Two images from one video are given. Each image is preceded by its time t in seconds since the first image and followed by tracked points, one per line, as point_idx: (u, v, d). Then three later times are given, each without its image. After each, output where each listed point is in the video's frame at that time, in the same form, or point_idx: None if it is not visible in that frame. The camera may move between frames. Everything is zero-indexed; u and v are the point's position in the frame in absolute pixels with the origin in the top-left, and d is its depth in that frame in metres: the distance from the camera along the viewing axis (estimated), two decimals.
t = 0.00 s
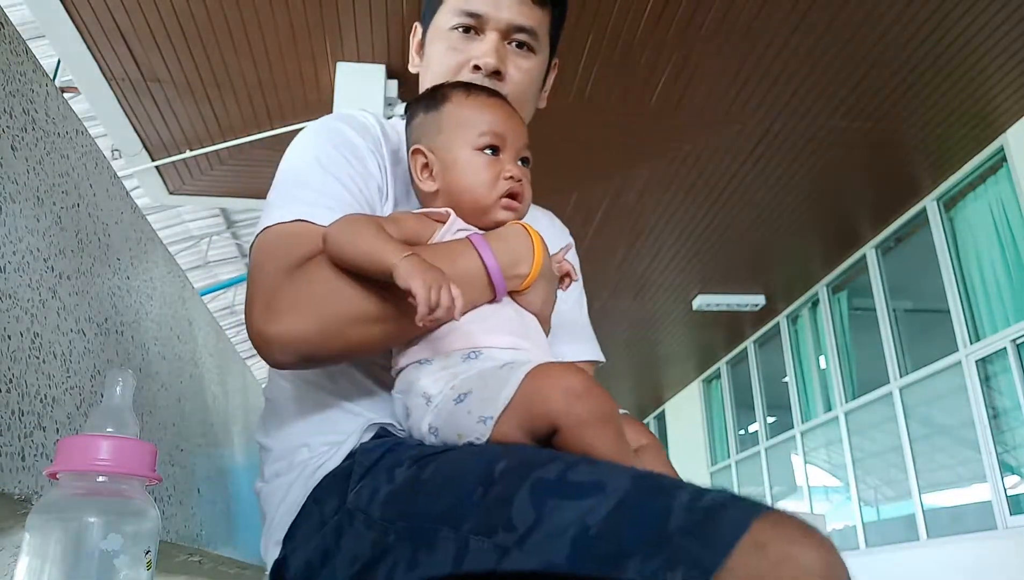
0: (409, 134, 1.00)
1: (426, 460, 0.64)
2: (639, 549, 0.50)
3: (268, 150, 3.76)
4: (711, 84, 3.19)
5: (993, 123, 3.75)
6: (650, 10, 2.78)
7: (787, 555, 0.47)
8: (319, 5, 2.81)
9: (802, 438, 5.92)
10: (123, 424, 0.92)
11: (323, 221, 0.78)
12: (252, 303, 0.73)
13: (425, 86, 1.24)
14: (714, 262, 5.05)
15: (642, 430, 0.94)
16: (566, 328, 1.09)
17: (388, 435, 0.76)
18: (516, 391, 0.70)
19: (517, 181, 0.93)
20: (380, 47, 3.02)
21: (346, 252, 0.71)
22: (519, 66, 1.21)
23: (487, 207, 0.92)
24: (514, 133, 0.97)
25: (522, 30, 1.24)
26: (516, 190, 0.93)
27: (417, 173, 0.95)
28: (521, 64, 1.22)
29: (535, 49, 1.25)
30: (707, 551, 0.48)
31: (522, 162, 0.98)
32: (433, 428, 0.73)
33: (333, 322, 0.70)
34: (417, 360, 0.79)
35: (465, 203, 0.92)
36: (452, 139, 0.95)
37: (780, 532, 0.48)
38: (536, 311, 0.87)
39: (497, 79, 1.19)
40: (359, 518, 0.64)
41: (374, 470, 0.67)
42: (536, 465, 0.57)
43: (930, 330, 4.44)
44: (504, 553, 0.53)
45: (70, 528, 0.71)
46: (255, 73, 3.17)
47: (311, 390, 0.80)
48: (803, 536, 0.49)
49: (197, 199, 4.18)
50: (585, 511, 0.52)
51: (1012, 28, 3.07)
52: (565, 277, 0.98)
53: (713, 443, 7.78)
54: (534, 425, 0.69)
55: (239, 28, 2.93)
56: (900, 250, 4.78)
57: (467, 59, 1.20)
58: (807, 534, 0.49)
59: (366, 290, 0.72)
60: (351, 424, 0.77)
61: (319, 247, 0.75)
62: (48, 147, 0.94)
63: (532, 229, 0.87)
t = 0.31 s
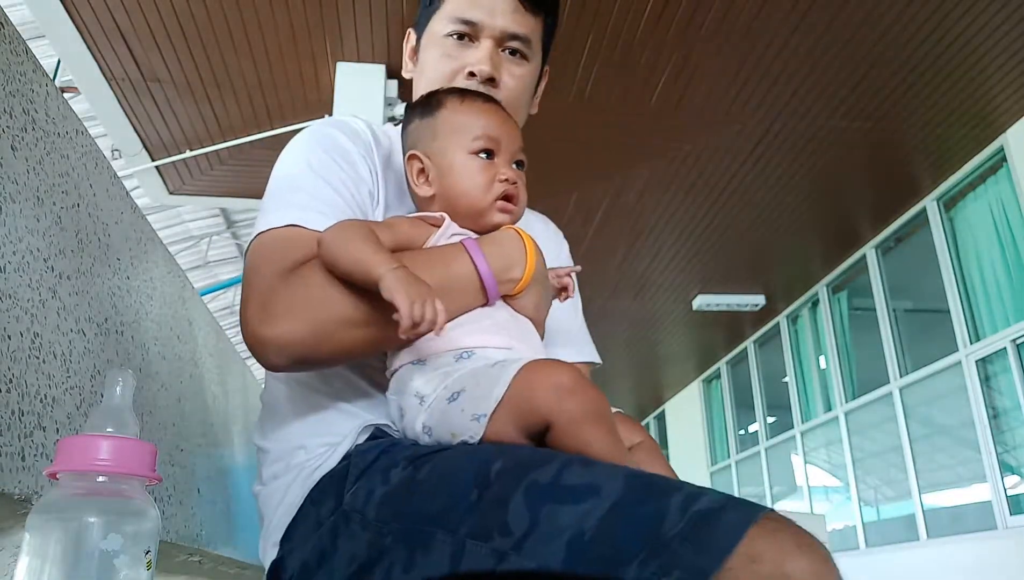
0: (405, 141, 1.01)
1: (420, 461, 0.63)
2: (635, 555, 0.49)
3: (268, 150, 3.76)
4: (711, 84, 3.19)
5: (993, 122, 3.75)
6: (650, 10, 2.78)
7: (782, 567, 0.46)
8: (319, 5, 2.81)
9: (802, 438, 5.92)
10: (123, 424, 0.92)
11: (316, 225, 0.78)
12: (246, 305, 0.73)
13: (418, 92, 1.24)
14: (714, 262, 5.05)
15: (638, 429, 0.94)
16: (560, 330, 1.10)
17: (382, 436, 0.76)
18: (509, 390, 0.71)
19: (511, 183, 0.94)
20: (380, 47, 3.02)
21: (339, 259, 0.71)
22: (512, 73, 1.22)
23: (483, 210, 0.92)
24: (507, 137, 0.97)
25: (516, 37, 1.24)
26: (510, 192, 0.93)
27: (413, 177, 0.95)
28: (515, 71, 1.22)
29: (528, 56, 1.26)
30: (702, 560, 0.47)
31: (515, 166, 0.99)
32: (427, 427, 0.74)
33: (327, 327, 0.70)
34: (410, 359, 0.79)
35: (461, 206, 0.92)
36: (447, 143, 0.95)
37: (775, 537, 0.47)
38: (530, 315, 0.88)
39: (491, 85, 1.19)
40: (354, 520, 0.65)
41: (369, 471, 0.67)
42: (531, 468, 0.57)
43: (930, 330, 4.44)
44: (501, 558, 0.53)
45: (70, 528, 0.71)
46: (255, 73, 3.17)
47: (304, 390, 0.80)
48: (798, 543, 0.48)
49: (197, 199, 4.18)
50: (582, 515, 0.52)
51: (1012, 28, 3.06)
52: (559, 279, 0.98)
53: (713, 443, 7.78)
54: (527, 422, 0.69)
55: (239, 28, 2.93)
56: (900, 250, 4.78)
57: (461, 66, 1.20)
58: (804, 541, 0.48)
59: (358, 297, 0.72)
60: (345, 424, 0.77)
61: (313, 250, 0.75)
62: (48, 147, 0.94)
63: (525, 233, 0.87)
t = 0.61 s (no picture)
0: (393, 142, 1.00)
1: (428, 462, 0.63)
2: (643, 561, 0.48)
3: (269, 150, 3.76)
4: (711, 84, 3.19)
5: (993, 123, 3.75)
6: (651, 10, 2.78)
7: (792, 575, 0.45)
8: (319, 5, 2.81)
9: (802, 438, 5.91)
10: (123, 424, 0.92)
11: (319, 227, 0.78)
12: (250, 309, 0.73)
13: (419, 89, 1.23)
14: (713, 262, 5.05)
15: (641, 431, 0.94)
16: (562, 330, 1.10)
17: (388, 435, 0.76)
18: (521, 392, 0.70)
19: (506, 178, 0.93)
20: (379, 47, 3.02)
21: (344, 261, 0.71)
22: (514, 72, 1.22)
23: (480, 208, 0.92)
24: (498, 132, 0.97)
25: (519, 37, 1.24)
26: (505, 187, 0.93)
27: (406, 177, 0.95)
28: (517, 70, 1.22)
29: (530, 56, 1.26)
30: (712, 569, 0.46)
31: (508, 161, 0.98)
32: (436, 428, 0.74)
33: (332, 329, 0.70)
34: (419, 361, 0.79)
35: (457, 204, 0.92)
36: (439, 143, 0.94)
37: (787, 554, 0.46)
38: (533, 316, 0.87)
39: (494, 84, 1.19)
40: (361, 520, 0.65)
41: (376, 470, 0.67)
42: (543, 470, 0.56)
43: (930, 330, 4.44)
44: (509, 558, 0.53)
45: (70, 528, 0.71)
46: (255, 73, 3.17)
47: (310, 390, 0.80)
48: (810, 559, 0.47)
49: (197, 199, 4.18)
50: (593, 518, 0.52)
51: (1012, 28, 3.06)
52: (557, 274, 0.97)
53: (713, 443, 7.78)
54: (537, 426, 0.69)
55: (239, 28, 2.93)
56: (900, 250, 4.78)
57: (464, 63, 1.20)
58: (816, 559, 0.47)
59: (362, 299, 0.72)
60: (352, 424, 0.77)
61: (316, 255, 0.75)
62: (48, 147, 0.94)
63: (529, 234, 0.87)
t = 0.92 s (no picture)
0: (397, 137, 1.00)
1: (427, 466, 0.64)
2: (641, 566, 0.48)
3: (269, 150, 3.76)
4: (712, 84, 3.19)
5: (993, 122, 3.75)
6: (651, 10, 2.78)
7: None
8: (319, 5, 2.81)
9: (802, 438, 5.91)
10: (124, 424, 0.92)
11: (314, 229, 0.78)
12: (246, 313, 0.73)
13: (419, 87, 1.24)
14: (713, 262, 5.05)
15: (641, 432, 0.94)
16: (562, 329, 1.10)
17: (389, 439, 0.77)
18: (519, 398, 0.70)
19: (509, 183, 0.93)
20: (379, 47, 3.02)
21: (336, 264, 0.70)
22: (514, 71, 1.22)
23: (479, 209, 0.92)
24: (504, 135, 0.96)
25: (519, 35, 1.24)
26: (507, 191, 0.93)
27: (408, 175, 0.95)
28: (517, 69, 1.22)
29: (530, 54, 1.26)
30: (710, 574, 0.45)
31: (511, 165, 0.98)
32: (435, 433, 0.74)
33: (326, 332, 0.70)
34: (417, 365, 0.79)
35: (459, 204, 0.92)
36: (445, 142, 0.94)
37: (786, 565, 0.46)
38: (533, 317, 0.87)
39: (493, 82, 1.19)
40: (360, 521, 0.65)
41: (375, 473, 0.67)
42: (541, 475, 0.56)
43: (930, 330, 4.44)
44: (506, 562, 0.53)
45: (70, 528, 0.71)
46: (255, 72, 3.17)
47: (309, 392, 0.80)
48: (810, 570, 0.46)
49: (197, 199, 4.18)
50: (590, 524, 0.51)
51: (1012, 27, 3.06)
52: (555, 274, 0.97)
53: (713, 443, 7.78)
54: (536, 431, 0.70)
55: (239, 28, 2.93)
56: (900, 250, 4.78)
57: (464, 61, 1.20)
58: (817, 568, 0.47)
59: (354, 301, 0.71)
60: (352, 427, 0.78)
61: (310, 258, 0.75)
62: (48, 147, 0.94)
63: (526, 234, 0.87)
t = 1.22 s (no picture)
0: (402, 140, 1.00)
1: (430, 466, 0.64)
2: (644, 568, 0.47)
3: (269, 150, 3.76)
4: (712, 84, 3.19)
5: (992, 123, 3.75)
6: (650, 10, 2.78)
7: None
8: (319, 5, 2.81)
9: (802, 438, 5.91)
10: (124, 424, 0.92)
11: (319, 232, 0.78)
12: (250, 316, 0.73)
13: (415, 83, 1.23)
14: (713, 262, 5.05)
15: (644, 434, 0.93)
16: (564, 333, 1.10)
17: (393, 438, 0.77)
18: (523, 398, 0.70)
19: (513, 184, 0.95)
20: (379, 47, 3.01)
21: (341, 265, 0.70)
22: (510, 62, 1.21)
23: (485, 207, 0.92)
24: (508, 138, 0.98)
25: (514, 27, 1.25)
26: (511, 193, 0.94)
27: (413, 173, 0.95)
28: (514, 60, 1.21)
29: (526, 46, 1.25)
30: (713, 575, 0.45)
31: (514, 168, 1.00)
32: (438, 432, 0.74)
33: (331, 334, 0.70)
34: (419, 364, 0.79)
35: (464, 202, 0.92)
36: (452, 141, 0.95)
37: (788, 568, 0.46)
38: (535, 317, 0.87)
39: (489, 74, 1.18)
40: (363, 521, 0.65)
41: (379, 473, 0.68)
42: (544, 475, 0.56)
43: (930, 330, 4.44)
44: (508, 562, 0.53)
45: (70, 528, 0.71)
46: (255, 72, 3.17)
47: (312, 391, 0.80)
48: (813, 573, 0.46)
49: (198, 199, 4.18)
50: (592, 525, 0.51)
51: (1012, 28, 3.06)
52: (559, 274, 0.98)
53: (713, 443, 7.78)
54: (539, 433, 0.70)
55: (238, 28, 2.92)
56: (900, 250, 4.78)
57: (460, 55, 1.20)
58: (817, 571, 0.47)
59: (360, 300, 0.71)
60: (356, 425, 0.78)
61: (315, 258, 0.75)
62: (48, 147, 0.94)
63: (527, 232, 0.87)
